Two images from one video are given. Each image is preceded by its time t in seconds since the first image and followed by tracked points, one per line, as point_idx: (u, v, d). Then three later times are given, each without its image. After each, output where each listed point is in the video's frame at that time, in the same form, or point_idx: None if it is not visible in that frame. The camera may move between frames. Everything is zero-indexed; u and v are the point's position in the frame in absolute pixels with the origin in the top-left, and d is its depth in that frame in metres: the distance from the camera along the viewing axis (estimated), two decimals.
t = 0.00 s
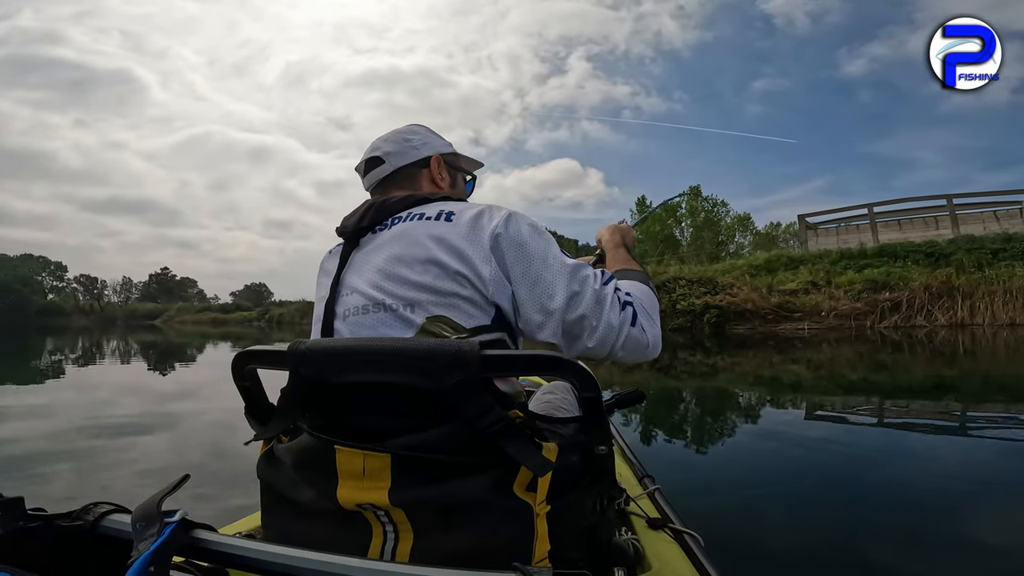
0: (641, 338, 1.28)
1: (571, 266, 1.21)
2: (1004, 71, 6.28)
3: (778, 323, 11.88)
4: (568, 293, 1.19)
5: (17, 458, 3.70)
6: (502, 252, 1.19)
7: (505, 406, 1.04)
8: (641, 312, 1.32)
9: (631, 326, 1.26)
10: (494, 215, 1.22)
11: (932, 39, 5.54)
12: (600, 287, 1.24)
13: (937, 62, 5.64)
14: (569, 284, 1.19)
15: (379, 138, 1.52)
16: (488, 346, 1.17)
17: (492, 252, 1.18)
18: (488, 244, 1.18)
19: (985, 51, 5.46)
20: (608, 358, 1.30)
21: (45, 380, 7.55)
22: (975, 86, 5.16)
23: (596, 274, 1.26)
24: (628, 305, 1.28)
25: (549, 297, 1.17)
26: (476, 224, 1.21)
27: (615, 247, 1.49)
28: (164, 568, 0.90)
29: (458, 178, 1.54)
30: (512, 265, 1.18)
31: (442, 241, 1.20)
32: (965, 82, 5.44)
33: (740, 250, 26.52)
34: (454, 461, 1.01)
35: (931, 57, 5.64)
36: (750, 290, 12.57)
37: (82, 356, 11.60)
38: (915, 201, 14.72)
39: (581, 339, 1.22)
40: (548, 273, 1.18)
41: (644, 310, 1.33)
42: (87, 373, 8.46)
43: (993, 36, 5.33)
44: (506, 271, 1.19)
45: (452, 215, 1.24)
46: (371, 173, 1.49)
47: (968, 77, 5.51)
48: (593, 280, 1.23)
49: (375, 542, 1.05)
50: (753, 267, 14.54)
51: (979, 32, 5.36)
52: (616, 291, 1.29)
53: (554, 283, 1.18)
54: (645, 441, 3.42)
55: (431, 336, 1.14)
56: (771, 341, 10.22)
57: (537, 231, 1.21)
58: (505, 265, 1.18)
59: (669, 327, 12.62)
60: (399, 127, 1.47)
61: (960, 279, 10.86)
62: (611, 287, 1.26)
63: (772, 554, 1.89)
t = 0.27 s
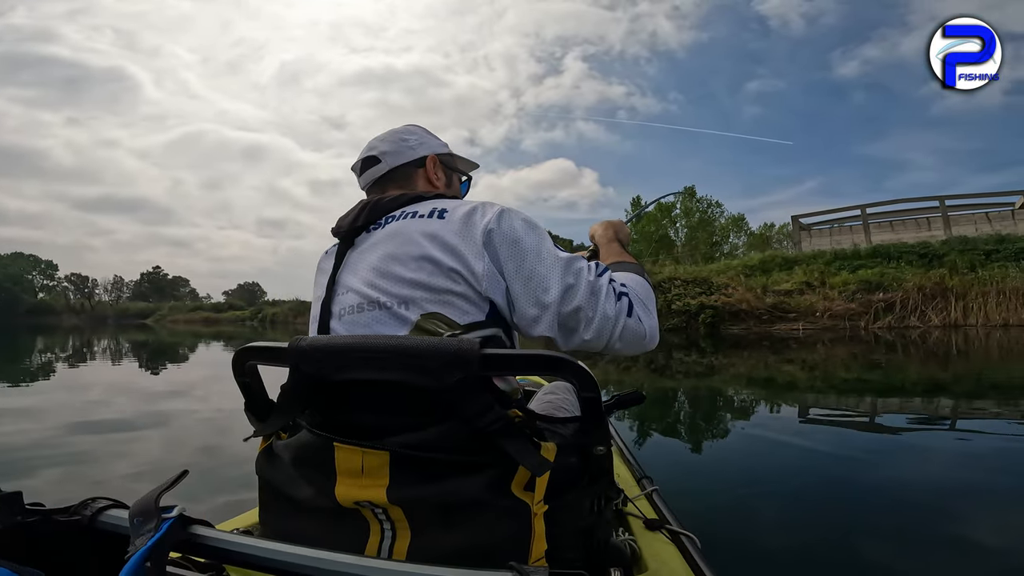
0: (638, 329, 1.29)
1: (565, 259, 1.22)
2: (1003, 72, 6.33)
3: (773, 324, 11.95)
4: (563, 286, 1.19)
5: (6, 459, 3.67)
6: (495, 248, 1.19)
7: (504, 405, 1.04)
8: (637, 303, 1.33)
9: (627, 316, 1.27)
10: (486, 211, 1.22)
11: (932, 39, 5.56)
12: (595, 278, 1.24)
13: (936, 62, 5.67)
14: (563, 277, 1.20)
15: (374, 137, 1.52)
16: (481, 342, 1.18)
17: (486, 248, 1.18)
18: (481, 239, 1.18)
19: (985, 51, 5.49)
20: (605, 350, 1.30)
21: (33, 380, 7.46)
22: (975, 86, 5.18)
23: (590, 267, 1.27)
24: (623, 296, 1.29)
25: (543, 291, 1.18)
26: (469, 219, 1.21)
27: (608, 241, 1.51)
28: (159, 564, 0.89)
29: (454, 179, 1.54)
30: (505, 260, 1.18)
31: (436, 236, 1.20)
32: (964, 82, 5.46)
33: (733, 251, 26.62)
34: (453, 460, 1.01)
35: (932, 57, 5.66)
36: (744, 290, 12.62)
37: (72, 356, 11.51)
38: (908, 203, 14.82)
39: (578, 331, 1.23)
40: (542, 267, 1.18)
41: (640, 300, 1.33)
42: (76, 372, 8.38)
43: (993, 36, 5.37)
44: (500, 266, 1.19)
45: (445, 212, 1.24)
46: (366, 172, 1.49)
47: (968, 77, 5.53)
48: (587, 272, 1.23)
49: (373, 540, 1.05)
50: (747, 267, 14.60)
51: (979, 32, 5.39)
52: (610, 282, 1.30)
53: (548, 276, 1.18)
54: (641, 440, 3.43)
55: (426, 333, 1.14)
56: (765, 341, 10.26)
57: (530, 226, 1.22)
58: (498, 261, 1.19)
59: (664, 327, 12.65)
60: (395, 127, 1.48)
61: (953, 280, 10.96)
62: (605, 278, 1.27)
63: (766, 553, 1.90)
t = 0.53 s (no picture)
0: (645, 324, 1.28)
1: (569, 256, 1.21)
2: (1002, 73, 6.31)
3: (767, 324, 11.84)
4: (567, 283, 1.19)
5: None
6: (500, 247, 1.19)
7: (506, 406, 1.04)
8: (643, 298, 1.32)
9: (633, 312, 1.25)
10: (490, 211, 1.22)
11: (932, 38, 5.54)
12: (599, 274, 1.23)
13: (937, 62, 5.64)
14: (569, 274, 1.19)
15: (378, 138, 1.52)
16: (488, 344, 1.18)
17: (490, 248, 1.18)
18: (487, 239, 1.18)
19: (985, 51, 5.48)
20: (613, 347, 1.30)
21: (21, 380, 7.39)
22: (975, 86, 5.15)
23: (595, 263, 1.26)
24: (629, 291, 1.28)
25: (548, 288, 1.17)
26: (472, 219, 1.20)
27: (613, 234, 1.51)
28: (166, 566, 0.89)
29: (456, 181, 1.53)
30: (510, 259, 1.18)
31: (440, 237, 1.20)
32: (965, 82, 5.43)
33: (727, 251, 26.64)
34: (454, 460, 1.01)
35: (931, 57, 5.65)
36: (739, 290, 12.59)
37: (62, 356, 11.45)
38: (899, 203, 14.78)
39: (584, 329, 1.22)
40: (547, 265, 1.18)
41: (645, 295, 1.32)
42: (66, 373, 8.33)
43: (993, 36, 5.36)
44: (505, 265, 1.19)
45: (449, 213, 1.24)
46: (369, 172, 1.49)
47: (969, 77, 5.51)
48: (591, 268, 1.22)
49: (377, 541, 1.06)
50: (742, 267, 14.56)
51: (979, 32, 5.38)
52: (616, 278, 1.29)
53: (554, 274, 1.18)
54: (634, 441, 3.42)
55: (434, 334, 1.15)
56: (761, 342, 10.24)
57: (534, 224, 1.21)
58: (503, 260, 1.19)
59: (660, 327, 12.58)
60: (399, 128, 1.48)
61: (948, 281, 10.97)
62: (611, 274, 1.26)
63: (763, 552, 1.90)
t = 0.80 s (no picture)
0: (641, 317, 1.27)
1: (559, 251, 1.20)
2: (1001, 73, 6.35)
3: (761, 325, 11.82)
4: (559, 279, 1.18)
5: None
6: (489, 246, 1.18)
7: (508, 407, 1.04)
8: (638, 290, 1.31)
9: (627, 304, 1.25)
10: (479, 209, 1.21)
11: (932, 39, 5.57)
12: (591, 268, 1.22)
13: (936, 61, 5.66)
14: (559, 269, 1.18)
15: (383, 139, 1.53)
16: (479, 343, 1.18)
17: (479, 247, 1.18)
18: (475, 237, 1.18)
19: (985, 51, 5.50)
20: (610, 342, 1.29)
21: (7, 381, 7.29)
22: (974, 86, 5.18)
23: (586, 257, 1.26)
24: (623, 283, 1.27)
25: (539, 285, 1.16)
26: (462, 218, 1.20)
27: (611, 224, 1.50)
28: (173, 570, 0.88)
29: (458, 186, 1.52)
30: (500, 257, 1.18)
31: (431, 237, 1.20)
32: (965, 81, 5.45)
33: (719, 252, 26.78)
34: (457, 462, 1.01)
35: (931, 57, 5.68)
36: (733, 291, 12.62)
37: (50, 356, 11.32)
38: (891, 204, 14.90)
39: (579, 324, 1.21)
40: (537, 261, 1.17)
41: (640, 287, 1.31)
42: (55, 373, 8.23)
43: (993, 36, 5.39)
44: (495, 263, 1.18)
45: (439, 213, 1.24)
46: (371, 173, 1.50)
47: (968, 77, 5.54)
48: (582, 263, 1.22)
49: (381, 543, 1.06)
50: (736, 268, 14.59)
51: (979, 32, 5.41)
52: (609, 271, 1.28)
53: (544, 270, 1.17)
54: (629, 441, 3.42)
55: (425, 336, 1.15)
56: (755, 342, 10.27)
57: (523, 220, 1.20)
58: (494, 258, 1.18)
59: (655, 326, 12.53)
60: (403, 130, 1.48)
61: (940, 282, 10.97)
62: (603, 267, 1.25)
63: (751, 551, 1.91)
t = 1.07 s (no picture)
0: (627, 302, 1.20)
1: (535, 242, 1.16)
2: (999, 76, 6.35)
3: (755, 326, 11.74)
4: (537, 271, 1.14)
5: None
6: (461, 242, 1.15)
7: (508, 406, 1.04)
8: (624, 275, 1.25)
9: (611, 291, 1.19)
10: (452, 206, 1.19)
11: (932, 39, 5.56)
12: (570, 256, 1.18)
13: (937, 62, 5.64)
14: (534, 260, 1.14)
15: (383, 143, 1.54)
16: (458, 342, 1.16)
17: (451, 244, 1.15)
18: (447, 235, 1.15)
19: (985, 51, 5.49)
20: (601, 332, 1.23)
21: None
22: (975, 86, 5.16)
23: (565, 245, 1.21)
24: (607, 269, 1.21)
25: (515, 279, 1.13)
26: (435, 217, 1.18)
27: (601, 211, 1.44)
28: (171, 569, 0.88)
29: (455, 188, 1.51)
30: (473, 253, 1.15)
31: (405, 239, 1.19)
32: (965, 81, 5.42)
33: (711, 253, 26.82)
34: (457, 462, 1.01)
35: (931, 57, 5.66)
36: (727, 292, 12.59)
37: (34, 355, 11.19)
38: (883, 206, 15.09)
39: (563, 316, 1.17)
40: (511, 255, 1.14)
41: (626, 272, 1.25)
42: (42, 373, 8.16)
43: (993, 36, 5.38)
44: (468, 259, 1.15)
45: (414, 213, 1.22)
46: (369, 175, 1.51)
47: (969, 77, 5.51)
48: (560, 251, 1.18)
49: (380, 543, 1.05)
50: (729, 270, 14.53)
51: (979, 32, 5.40)
52: (592, 257, 1.23)
53: (517, 263, 1.13)
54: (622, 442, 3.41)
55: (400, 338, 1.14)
56: (749, 343, 10.25)
57: (497, 212, 1.17)
58: (467, 254, 1.15)
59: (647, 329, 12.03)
60: (401, 133, 1.49)
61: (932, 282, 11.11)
62: (583, 254, 1.20)
63: (742, 550, 1.92)
